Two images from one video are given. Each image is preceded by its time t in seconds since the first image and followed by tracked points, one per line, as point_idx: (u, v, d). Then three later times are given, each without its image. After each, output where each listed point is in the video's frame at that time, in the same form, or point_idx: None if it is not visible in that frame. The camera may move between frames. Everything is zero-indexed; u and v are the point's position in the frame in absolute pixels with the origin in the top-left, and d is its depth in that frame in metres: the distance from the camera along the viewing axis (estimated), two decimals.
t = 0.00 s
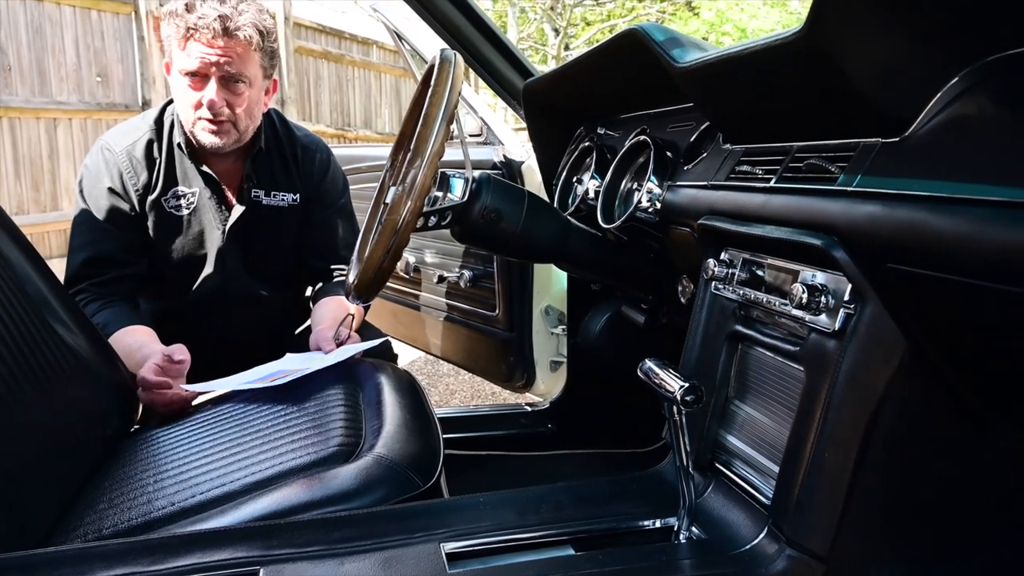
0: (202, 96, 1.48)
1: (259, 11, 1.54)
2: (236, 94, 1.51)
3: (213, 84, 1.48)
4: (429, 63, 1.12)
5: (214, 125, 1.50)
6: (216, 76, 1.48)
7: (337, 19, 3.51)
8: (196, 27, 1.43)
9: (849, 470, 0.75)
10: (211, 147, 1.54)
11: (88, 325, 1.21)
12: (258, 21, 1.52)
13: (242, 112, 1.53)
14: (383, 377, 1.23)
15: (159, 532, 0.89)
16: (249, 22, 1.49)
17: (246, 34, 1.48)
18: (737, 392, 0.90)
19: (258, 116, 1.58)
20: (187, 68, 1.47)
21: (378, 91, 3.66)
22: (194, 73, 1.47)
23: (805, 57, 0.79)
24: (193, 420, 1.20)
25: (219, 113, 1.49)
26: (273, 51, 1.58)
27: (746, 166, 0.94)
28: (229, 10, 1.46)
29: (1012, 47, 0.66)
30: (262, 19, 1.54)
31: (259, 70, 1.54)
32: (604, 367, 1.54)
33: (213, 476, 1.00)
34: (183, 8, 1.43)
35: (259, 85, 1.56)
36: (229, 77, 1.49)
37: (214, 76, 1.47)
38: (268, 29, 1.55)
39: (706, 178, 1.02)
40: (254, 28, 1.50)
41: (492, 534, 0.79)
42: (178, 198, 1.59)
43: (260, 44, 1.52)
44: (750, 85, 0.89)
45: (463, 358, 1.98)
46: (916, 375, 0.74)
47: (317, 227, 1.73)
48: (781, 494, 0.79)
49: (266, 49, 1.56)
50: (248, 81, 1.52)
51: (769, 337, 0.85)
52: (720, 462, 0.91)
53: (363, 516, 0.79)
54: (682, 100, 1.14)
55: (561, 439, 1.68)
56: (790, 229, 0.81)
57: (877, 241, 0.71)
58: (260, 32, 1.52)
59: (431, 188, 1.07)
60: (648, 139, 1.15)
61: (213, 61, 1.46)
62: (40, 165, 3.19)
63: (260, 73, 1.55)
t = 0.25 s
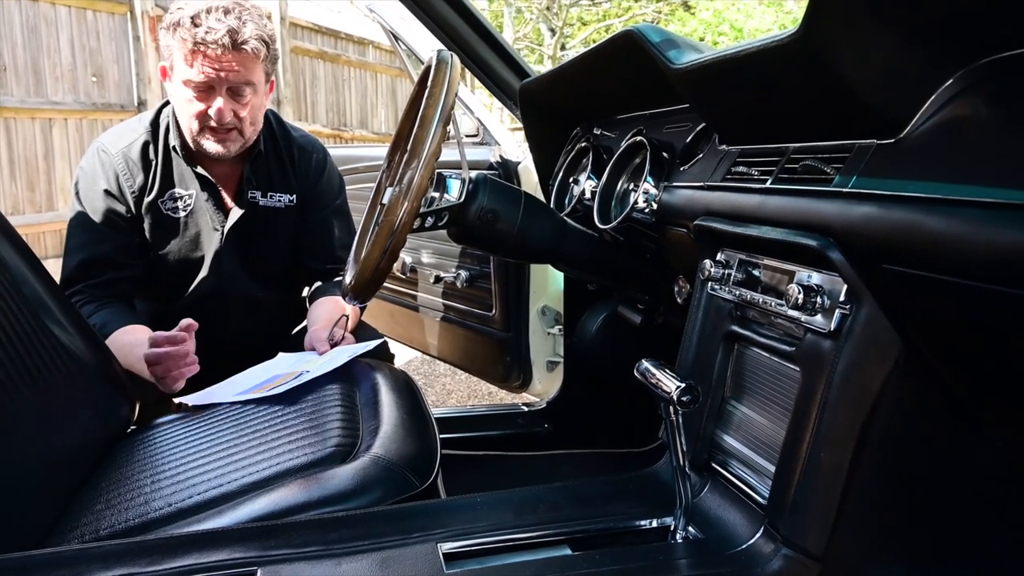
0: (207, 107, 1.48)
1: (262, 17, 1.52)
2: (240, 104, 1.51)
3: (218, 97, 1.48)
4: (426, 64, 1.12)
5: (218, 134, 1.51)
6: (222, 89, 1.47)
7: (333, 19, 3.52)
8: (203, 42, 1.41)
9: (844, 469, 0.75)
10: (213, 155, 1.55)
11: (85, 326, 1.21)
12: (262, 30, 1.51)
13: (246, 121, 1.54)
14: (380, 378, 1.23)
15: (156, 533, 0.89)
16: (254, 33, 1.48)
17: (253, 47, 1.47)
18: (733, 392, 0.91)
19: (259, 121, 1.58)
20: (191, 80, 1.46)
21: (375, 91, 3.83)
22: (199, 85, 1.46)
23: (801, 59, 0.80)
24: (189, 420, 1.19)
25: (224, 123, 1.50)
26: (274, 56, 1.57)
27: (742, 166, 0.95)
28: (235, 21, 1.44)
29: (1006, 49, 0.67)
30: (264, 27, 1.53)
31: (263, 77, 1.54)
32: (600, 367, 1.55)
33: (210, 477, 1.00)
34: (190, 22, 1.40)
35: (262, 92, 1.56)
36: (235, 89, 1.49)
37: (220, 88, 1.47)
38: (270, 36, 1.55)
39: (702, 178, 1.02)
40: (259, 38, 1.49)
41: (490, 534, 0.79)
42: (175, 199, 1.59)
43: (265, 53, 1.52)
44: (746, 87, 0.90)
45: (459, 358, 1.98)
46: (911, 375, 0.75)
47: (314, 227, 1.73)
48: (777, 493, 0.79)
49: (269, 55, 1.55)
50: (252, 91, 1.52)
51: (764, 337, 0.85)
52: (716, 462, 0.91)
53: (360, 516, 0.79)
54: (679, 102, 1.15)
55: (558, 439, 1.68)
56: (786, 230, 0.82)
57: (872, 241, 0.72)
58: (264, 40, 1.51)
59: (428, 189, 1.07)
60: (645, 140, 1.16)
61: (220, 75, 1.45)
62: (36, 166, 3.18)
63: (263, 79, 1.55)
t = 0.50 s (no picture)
0: (202, 108, 1.48)
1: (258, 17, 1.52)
2: (236, 104, 1.51)
3: (214, 98, 1.48)
4: (423, 64, 1.12)
5: (215, 135, 1.51)
6: (218, 89, 1.47)
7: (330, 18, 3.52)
8: (199, 42, 1.41)
9: (843, 469, 0.75)
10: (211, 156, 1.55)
11: (83, 327, 1.20)
12: (258, 30, 1.51)
13: (243, 122, 1.53)
14: (378, 379, 1.23)
15: (154, 534, 0.89)
16: (250, 33, 1.47)
17: (248, 47, 1.47)
18: (732, 393, 0.91)
19: (256, 121, 1.58)
20: (186, 80, 1.45)
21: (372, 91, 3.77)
22: (194, 86, 1.46)
23: (801, 59, 0.80)
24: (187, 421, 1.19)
25: (221, 124, 1.50)
26: (271, 56, 1.57)
27: (740, 167, 0.95)
28: (231, 22, 1.44)
29: (1004, 51, 0.67)
30: (260, 27, 1.53)
31: (259, 78, 1.54)
32: (598, 368, 1.55)
33: (208, 478, 1.00)
34: (185, 22, 1.40)
35: (258, 92, 1.55)
36: (231, 90, 1.48)
37: (215, 89, 1.47)
38: (266, 36, 1.54)
39: (700, 179, 1.02)
40: (255, 38, 1.49)
41: (489, 535, 0.79)
42: (171, 202, 1.58)
43: (261, 53, 1.51)
44: (745, 87, 0.90)
45: (457, 359, 1.98)
46: (909, 375, 0.75)
47: (312, 228, 1.73)
48: (775, 494, 0.79)
49: (265, 56, 1.55)
50: (249, 91, 1.51)
51: (763, 338, 0.85)
52: (714, 462, 0.91)
53: (358, 517, 0.79)
54: (677, 103, 1.15)
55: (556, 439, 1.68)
56: (784, 231, 0.82)
57: (871, 242, 0.72)
58: (260, 41, 1.51)
59: (425, 189, 1.07)
60: (643, 140, 1.16)
61: (215, 75, 1.45)
62: (32, 166, 3.17)
63: (260, 80, 1.55)
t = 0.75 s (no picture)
0: (198, 109, 1.48)
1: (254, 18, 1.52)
2: (232, 105, 1.51)
3: (210, 98, 1.47)
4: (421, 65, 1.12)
5: (211, 136, 1.51)
6: (214, 90, 1.46)
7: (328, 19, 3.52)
8: (194, 43, 1.41)
9: (840, 469, 0.76)
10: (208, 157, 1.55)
11: (81, 327, 1.20)
12: (253, 30, 1.51)
13: (240, 123, 1.53)
14: (376, 380, 1.23)
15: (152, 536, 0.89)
16: (245, 33, 1.47)
17: (244, 47, 1.47)
18: (730, 393, 0.91)
19: (253, 122, 1.58)
20: (182, 81, 1.45)
21: (369, 92, 3.70)
22: (190, 87, 1.46)
23: (798, 61, 0.80)
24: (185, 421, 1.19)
25: (217, 125, 1.50)
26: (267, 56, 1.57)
27: (738, 169, 0.95)
28: (226, 22, 1.44)
29: (999, 54, 0.67)
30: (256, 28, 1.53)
31: (255, 78, 1.54)
32: (596, 368, 1.55)
33: (206, 479, 1.00)
34: (180, 23, 1.40)
35: (254, 92, 1.55)
36: (226, 91, 1.48)
37: (211, 90, 1.46)
38: (262, 37, 1.54)
39: (698, 180, 1.02)
40: (250, 39, 1.48)
41: (488, 536, 0.79)
42: (167, 202, 1.58)
43: (256, 54, 1.51)
44: (743, 89, 0.90)
45: (455, 359, 1.98)
46: (907, 376, 0.75)
47: (310, 228, 1.73)
48: (773, 494, 0.80)
49: (261, 56, 1.55)
50: (244, 92, 1.51)
51: (761, 339, 0.85)
52: (712, 463, 0.92)
53: (357, 518, 0.79)
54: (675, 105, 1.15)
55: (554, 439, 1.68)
56: (781, 232, 0.82)
57: (868, 243, 0.72)
58: (256, 41, 1.51)
59: (424, 191, 1.07)
60: (640, 141, 1.16)
61: (211, 76, 1.45)
62: (28, 166, 3.16)
63: (256, 80, 1.55)
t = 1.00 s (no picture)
0: (194, 98, 1.48)
1: (252, 13, 1.54)
2: (228, 96, 1.50)
3: (206, 87, 1.47)
4: (422, 68, 1.13)
5: (206, 128, 1.50)
6: (209, 78, 1.47)
7: (325, 19, 3.51)
8: (189, 29, 1.42)
9: (841, 473, 0.76)
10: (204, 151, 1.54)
11: (81, 330, 1.20)
12: (251, 24, 1.52)
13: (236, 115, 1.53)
14: (377, 382, 1.23)
15: (155, 539, 0.89)
16: (242, 24, 1.49)
17: (239, 37, 1.48)
18: (730, 397, 0.91)
19: (251, 118, 1.58)
20: (178, 69, 1.46)
21: (367, 91, 3.64)
22: (186, 75, 1.46)
23: (798, 67, 0.80)
24: (186, 423, 1.20)
25: (213, 115, 1.49)
26: (265, 54, 1.59)
27: (738, 173, 0.96)
28: (222, 12, 1.46)
29: (998, 60, 0.68)
30: (254, 22, 1.54)
31: (252, 72, 1.54)
32: (595, 369, 1.55)
33: (208, 482, 1.00)
34: (177, 10, 1.42)
35: (252, 87, 1.55)
36: (222, 80, 1.48)
37: (206, 78, 1.47)
38: (260, 32, 1.56)
39: (698, 184, 1.03)
40: (247, 30, 1.50)
41: (490, 539, 0.80)
42: (169, 202, 1.58)
43: (253, 46, 1.53)
44: (743, 93, 0.90)
45: (454, 361, 1.99)
46: (907, 380, 0.76)
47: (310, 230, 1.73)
48: (775, 498, 0.80)
49: (258, 51, 1.56)
50: (241, 84, 1.52)
51: (762, 343, 0.86)
52: (713, 466, 0.92)
53: (361, 522, 0.79)
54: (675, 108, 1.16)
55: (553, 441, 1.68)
56: (782, 237, 0.83)
57: (868, 248, 0.73)
58: (253, 34, 1.53)
59: (425, 194, 1.07)
60: (640, 144, 1.16)
61: (206, 63, 1.45)
62: (26, 166, 3.16)
63: (253, 75, 1.55)
